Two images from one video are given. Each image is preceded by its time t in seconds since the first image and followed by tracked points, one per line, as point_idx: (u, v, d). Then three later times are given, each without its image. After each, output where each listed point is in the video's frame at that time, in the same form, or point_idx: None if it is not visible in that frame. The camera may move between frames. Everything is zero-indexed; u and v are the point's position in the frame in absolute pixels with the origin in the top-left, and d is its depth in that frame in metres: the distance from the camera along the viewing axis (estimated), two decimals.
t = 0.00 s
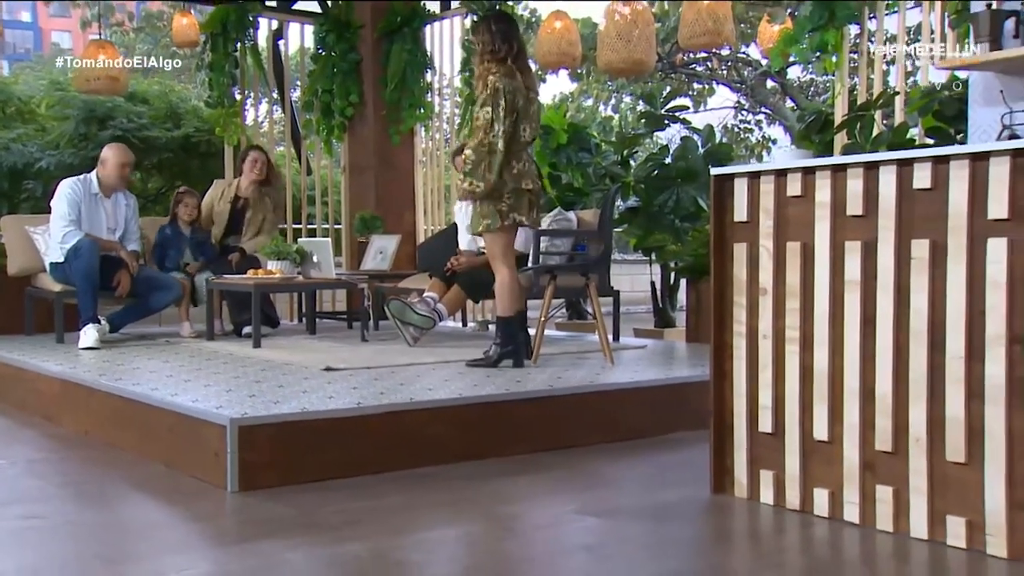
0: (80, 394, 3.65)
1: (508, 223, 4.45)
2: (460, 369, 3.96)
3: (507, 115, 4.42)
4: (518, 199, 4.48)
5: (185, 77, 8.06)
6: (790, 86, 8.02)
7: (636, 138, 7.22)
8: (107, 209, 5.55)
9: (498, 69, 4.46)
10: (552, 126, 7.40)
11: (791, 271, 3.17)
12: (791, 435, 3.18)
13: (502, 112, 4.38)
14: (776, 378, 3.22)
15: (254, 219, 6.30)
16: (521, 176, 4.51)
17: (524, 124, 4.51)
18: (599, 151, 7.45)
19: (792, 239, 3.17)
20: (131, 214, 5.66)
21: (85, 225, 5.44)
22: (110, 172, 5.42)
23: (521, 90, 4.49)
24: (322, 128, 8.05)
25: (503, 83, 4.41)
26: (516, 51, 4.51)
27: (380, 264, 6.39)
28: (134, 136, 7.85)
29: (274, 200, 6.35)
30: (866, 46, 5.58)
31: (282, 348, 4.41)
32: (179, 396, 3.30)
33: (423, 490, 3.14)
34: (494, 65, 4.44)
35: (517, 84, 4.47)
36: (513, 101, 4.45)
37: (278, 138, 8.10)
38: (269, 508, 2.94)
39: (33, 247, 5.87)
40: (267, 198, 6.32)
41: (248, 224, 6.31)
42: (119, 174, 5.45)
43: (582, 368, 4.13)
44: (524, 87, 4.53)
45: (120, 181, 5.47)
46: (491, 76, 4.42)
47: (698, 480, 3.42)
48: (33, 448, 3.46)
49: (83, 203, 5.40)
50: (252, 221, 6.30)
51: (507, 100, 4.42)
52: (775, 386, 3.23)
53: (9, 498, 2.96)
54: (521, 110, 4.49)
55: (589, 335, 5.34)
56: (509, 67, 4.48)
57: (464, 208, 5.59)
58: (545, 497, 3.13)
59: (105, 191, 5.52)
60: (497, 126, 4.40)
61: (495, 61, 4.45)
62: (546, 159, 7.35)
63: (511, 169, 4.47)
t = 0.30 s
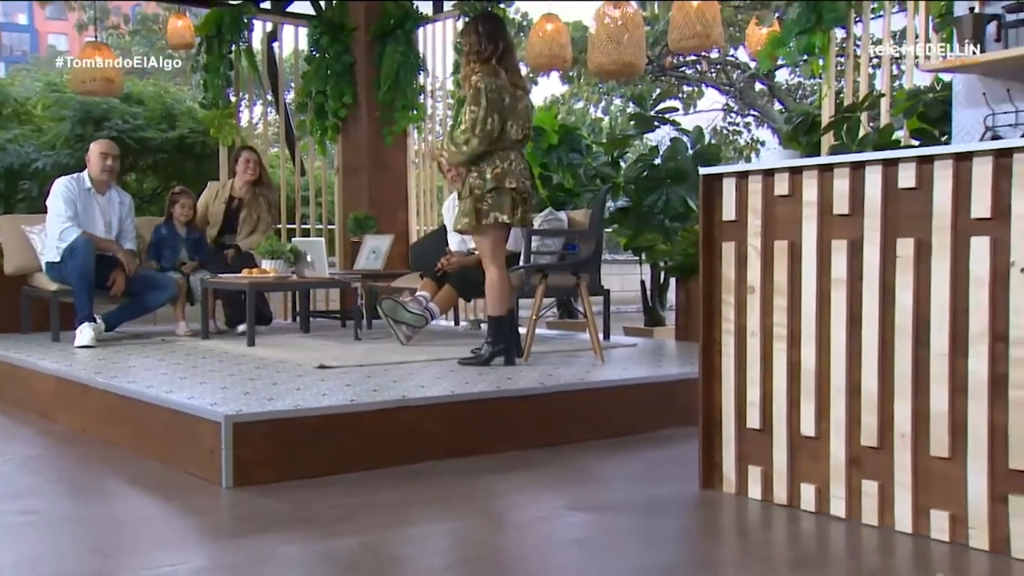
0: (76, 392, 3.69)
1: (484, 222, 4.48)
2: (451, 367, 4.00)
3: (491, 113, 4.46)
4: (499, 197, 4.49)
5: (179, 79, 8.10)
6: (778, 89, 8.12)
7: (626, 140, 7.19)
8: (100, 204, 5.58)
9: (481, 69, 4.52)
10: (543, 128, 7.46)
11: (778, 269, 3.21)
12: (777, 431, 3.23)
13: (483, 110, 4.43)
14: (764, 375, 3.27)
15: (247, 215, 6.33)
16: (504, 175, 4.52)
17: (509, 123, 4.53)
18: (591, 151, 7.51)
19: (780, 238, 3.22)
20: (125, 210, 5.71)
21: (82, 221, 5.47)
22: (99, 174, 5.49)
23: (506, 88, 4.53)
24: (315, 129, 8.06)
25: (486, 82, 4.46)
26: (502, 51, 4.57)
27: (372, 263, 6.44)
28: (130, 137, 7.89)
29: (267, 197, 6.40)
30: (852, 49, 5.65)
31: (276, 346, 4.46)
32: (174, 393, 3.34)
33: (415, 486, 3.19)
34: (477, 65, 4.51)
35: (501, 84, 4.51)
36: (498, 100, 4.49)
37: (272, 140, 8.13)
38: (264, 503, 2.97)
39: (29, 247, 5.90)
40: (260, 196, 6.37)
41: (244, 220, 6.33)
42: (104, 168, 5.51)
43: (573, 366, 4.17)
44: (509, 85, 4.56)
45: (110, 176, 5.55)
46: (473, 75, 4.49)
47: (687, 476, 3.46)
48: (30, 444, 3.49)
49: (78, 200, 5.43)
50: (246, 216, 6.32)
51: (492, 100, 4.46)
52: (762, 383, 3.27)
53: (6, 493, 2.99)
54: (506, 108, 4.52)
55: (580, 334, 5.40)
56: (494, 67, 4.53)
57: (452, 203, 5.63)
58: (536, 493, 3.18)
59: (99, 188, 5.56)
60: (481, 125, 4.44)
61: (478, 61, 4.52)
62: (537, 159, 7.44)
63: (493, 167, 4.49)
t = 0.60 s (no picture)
0: (73, 389, 3.74)
1: (480, 222, 4.56)
2: (443, 365, 4.06)
3: (473, 116, 4.54)
4: (492, 198, 4.54)
5: (174, 81, 8.15)
6: (765, 91, 7.97)
7: (615, 141, 7.28)
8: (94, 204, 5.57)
9: (473, 71, 4.60)
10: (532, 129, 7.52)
11: (764, 266, 3.28)
12: (762, 426, 3.29)
13: (470, 112, 4.53)
14: (750, 371, 3.33)
15: (240, 215, 6.40)
16: (496, 176, 4.57)
17: (498, 125, 4.58)
18: (579, 153, 7.57)
19: (765, 236, 3.28)
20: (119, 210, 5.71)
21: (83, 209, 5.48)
22: (89, 171, 5.46)
23: (496, 91, 4.59)
24: (308, 131, 8.12)
25: (472, 86, 4.55)
26: (495, 53, 4.63)
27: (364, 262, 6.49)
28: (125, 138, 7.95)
29: (260, 197, 6.45)
30: (836, 54, 5.73)
31: (270, 344, 4.51)
32: (169, 390, 3.39)
33: (407, 481, 3.24)
34: (468, 68, 4.60)
35: (491, 86, 4.59)
36: (482, 103, 4.56)
37: (266, 142, 8.19)
38: (258, 498, 3.03)
39: (26, 247, 5.96)
40: (253, 197, 6.43)
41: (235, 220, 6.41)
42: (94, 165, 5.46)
43: (562, 364, 4.24)
44: (501, 87, 4.62)
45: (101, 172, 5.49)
46: (464, 78, 4.58)
47: (674, 470, 3.53)
48: (28, 441, 3.54)
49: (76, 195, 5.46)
50: (239, 217, 6.39)
51: (481, 102, 4.55)
52: (748, 379, 3.34)
53: (4, 488, 3.04)
54: (491, 111, 4.57)
55: (569, 332, 5.47)
56: (486, 70, 4.60)
57: (442, 204, 5.69)
58: (526, 487, 3.23)
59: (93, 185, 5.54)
60: (469, 127, 4.54)
61: (470, 64, 4.60)
62: (526, 161, 7.45)
63: (485, 169, 4.55)
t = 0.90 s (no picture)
0: (71, 387, 3.78)
1: (484, 224, 4.58)
2: (437, 364, 4.11)
3: (477, 120, 4.57)
4: (497, 201, 4.59)
5: (172, 84, 8.25)
6: (754, 95, 8.42)
7: (607, 142, 7.35)
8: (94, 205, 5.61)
9: (475, 76, 4.63)
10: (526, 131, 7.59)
11: (754, 265, 3.32)
12: (752, 424, 3.34)
13: (477, 116, 4.56)
14: (740, 369, 3.38)
15: (234, 215, 6.43)
16: (499, 181, 4.64)
17: (500, 130, 4.64)
18: (571, 155, 7.63)
19: (755, 236, 3.33)
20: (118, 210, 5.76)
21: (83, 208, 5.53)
22: (89, 174, 5.52)
23: (498, 97, 4.65)
24: (304, 133, 8.17)
25: (477, 91, 4.58)
26: (494, 59, 4.68)
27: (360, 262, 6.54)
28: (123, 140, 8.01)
29: (253, 197, 6.49)
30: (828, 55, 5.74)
31: (266, 343, 4.55)
32: (166, 388, 3.42)
33: (402, 478, 3.28)
34: (472, 73, 4.62)
35: (495, 92, 4.65)
36: (486, 107, 4.60)
37: (261, 144, 8.33)
38: (254, 494, 3.06)
39: (25, 248, 6.00)
40: (246, 196, 6.48)
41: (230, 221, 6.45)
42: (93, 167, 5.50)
43: (555, 363, 4.29)
44: (502, 93, 4.69)
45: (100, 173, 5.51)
46: (467, 84, 4.61)
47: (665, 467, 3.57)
48: (27, 438, 3.58)
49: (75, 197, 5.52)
50: (233, 216, 6.43)
51: (487, 106, 4.59)
52: (739, 376, 3.38)
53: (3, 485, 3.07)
54: (495, 116, 4.62)
55: (561, 331, 5.52)
56: (488, 76, 4.66)
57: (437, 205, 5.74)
58: (519, 484, 3.28)
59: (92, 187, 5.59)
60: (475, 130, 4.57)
61: (472, 68, 4.63)
62: (520, 162, 7.52)
63: (489, 173, 4.61)
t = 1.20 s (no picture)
0: (67, 384, 3.83)
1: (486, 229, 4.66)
2: (429, 362, 4.16)
3: (487, 127, 4.61)
4: (498, 208, 4.68)
5: (166, 85, 8.33)
6: (741, 98, 8.62)
7: (596, 144, 7.56)
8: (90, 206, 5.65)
9: (486, 82, 4.66)
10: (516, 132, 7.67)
11: (741, 263, 3.38)
12: (739, 420, 3.40)
13: (489, 123, 4.61)
14: (728, 366, 3.43)
15: (227, 216, 6.48)
16: (501, 188, 4.71)
17: (505, 137, 4.71)
18: (561, 155, 7.69)
19: (742, 234, 3.38)
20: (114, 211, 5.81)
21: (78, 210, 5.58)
22: (88, 176, 5.59)
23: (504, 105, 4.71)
24: (297, 134, 8.23)
25: (489, 98, 4.62)
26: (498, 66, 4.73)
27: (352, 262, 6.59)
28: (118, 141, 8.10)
29: (245, 197, 6.52)
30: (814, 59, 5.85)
31: (259, 341, 4.60)
32: (162, 385, 3.46)
33: (394, 473, 3.33)
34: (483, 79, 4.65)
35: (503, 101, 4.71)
36: (495, 114, 4.65)
37: (255, 146, 8.47)
38: (248, 489, 3.11)
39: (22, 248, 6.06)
40: (237, 198, 6.51)
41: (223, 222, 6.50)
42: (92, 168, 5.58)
43: (545, 360, 4.34)
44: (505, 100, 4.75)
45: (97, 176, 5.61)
46: (479, 89, 4.63)
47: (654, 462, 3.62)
48: (24, 434, 3.63)
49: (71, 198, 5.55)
50: (226, 217, 6.48)
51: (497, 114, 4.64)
52: (727, 373, 3.43)
53: None
54: (502, 124, 4.68)
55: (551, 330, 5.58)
56: (496, 82, 4.70)
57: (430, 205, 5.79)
58: (510, 479, 3.32)
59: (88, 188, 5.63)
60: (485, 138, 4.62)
61: (483, 74, 4.66)
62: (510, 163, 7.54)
63: (493, 180, 4.66)
